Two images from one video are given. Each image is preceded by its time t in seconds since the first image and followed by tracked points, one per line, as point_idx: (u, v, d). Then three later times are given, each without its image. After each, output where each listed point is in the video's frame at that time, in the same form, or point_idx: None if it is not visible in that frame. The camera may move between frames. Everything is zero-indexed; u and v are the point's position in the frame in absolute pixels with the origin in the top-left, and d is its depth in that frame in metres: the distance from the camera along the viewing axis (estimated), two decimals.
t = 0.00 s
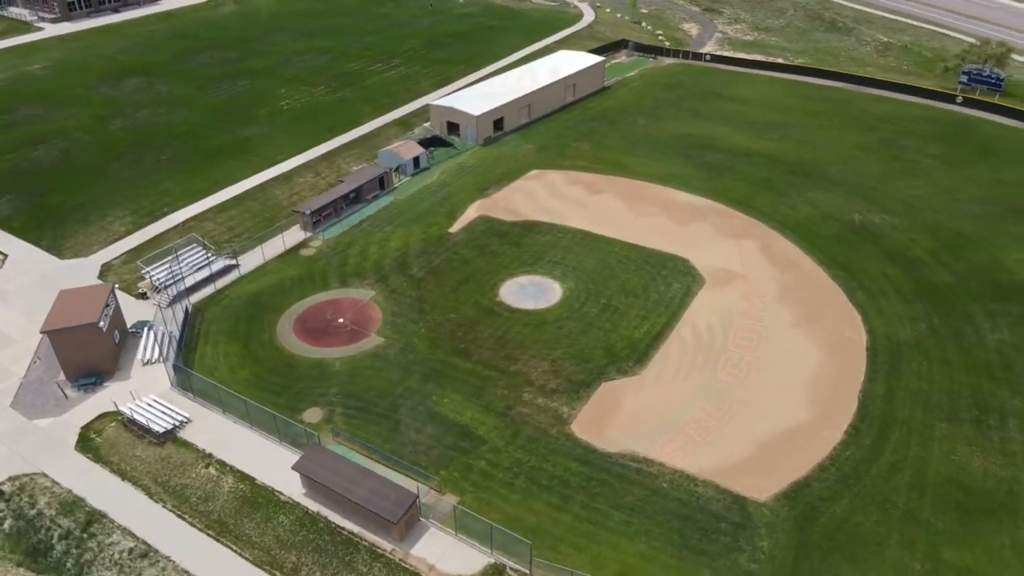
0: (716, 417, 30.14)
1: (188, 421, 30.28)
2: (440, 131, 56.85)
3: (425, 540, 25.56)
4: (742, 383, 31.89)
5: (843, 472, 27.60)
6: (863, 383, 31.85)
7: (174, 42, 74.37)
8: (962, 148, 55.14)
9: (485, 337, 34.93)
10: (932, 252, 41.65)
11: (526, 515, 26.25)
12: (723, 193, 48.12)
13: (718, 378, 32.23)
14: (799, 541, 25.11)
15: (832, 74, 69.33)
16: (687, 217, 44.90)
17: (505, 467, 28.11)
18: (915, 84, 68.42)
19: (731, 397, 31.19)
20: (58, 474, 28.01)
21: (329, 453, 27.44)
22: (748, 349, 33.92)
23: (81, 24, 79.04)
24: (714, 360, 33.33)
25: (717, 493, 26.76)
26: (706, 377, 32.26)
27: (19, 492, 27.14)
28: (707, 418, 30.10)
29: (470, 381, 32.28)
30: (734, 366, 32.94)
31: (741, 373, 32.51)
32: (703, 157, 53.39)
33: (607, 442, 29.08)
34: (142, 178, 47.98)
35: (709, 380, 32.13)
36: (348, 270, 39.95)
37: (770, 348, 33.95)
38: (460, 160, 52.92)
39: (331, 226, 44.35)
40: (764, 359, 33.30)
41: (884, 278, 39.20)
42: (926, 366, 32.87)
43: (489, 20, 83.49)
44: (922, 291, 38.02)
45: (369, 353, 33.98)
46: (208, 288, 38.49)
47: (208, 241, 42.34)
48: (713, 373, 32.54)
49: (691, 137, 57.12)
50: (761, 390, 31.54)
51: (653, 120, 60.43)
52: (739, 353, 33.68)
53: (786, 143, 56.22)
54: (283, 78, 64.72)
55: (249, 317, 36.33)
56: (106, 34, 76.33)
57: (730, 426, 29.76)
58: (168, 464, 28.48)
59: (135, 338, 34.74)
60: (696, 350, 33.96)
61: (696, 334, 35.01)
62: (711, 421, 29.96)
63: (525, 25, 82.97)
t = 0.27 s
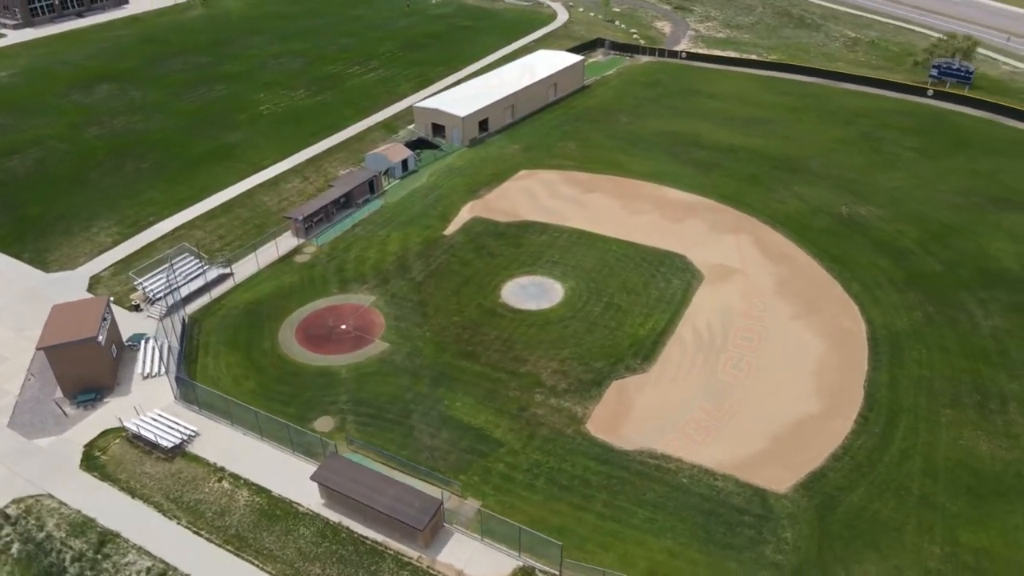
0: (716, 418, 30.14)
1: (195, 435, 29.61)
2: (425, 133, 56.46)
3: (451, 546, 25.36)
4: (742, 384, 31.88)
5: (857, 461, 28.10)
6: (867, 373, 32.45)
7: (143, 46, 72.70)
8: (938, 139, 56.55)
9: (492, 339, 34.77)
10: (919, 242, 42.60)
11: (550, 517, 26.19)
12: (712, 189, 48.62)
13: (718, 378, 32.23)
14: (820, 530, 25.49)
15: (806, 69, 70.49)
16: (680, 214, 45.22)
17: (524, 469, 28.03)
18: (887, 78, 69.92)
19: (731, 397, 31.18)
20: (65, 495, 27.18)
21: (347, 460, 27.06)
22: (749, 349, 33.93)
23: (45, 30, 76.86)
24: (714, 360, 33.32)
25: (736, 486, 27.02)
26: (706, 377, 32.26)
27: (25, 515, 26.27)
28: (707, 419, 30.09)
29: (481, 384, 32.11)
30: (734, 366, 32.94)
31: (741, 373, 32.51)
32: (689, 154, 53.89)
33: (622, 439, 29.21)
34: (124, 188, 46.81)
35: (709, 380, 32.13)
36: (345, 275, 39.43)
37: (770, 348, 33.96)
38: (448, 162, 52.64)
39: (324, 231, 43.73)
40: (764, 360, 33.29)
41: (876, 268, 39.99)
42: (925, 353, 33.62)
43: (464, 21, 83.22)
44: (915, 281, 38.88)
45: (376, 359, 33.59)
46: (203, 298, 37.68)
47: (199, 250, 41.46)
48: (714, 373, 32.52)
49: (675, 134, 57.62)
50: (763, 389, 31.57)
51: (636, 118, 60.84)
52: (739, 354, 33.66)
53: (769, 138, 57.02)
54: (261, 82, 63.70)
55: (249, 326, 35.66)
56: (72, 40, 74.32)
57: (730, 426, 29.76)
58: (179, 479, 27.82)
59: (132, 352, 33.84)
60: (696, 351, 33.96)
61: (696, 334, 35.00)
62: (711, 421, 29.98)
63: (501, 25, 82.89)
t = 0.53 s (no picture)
0: (716, 418, 30.16)
1: (206, 448, 28.97)
2: (411, 135, 56.00)
3: (478, 550, 25.21)
4: (742, 384, 31.88)
5: (869, 449, 28.62)
6: (871, 363, 33.08)
7: (113, 51, 70.92)
8: (914, 132, 57.91)
9: (499, 341, 34.62)
10: (907, 232, 43.54)
11: (575, 517, 26.19)
12: (702, 185, 49.09)
13: (718, 378, 32.22)
14: (841, 519, 25.90)
15: (781, 65, 71.57)
16: (672, 211, 45.53)
17: (544, 470, 27.99)
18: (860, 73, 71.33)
19: (731, 397, 31.17)
20: (75, 515, 26.37)
21: (367, 468, 26.73)
22: (749, 349, 33.92)
23: (8, 36, 74.57)
24: (714, 360, 33.30)
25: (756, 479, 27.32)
26: (706, 377, 32.24)
27: (36, 538, 25.41)
28: (709, 419, 30.08)
29: (493, 387, 31.95)
30: (734, 366, 32.93)
31: (741, 373, 32.50)
32: (675, 151, 54.34)
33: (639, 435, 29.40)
34: (108, 197, 45.63)
35: (709, 380, 32.11)
36: (344, 281, 38.92)
37: (770, 348, 33.96)
38: (436, 163, 52.30)
39: (318, 236, 43.09)
40: (764, 359, 33.29)
41: (869, 260, 40.77)
42: (924, 342, 34.39)
43: (439, 21, 82.80)
44: (907, 271, 39.73)
45: (384, 365, 33.21)
46: (200, 308, 36.88)
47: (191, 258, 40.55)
48: (714, 374, 32.50)
49: (660, 131, 58.04)
50: (763, 388, 31.61)
51: (620, 116, 61.16)
52: (739, 354, 33.61)
53: (751, 134, 57.77)
54: (239, 86, 62.59)
55: (250, 336, 35.00)
56: (37, 45, 72.22)
57: (730, 426, 29.76)
58: (193, 494, 27.19)
59: (131, 365, 32.96)
60: (696, 351, 33.94)
61: (697, 334, 34.97)
62: (711, 421, 29.99)
63: (477, 25, 82.65)
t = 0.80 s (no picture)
0: (716, 418, 30.15)
1: (219, 462, 28.35)
2: (397, 137, 55.50)
3: (507, 553, 25.06)
4: (741, 384, 31.86)
5: (882, 437, 29.17)
6: (874, 352, 33.70)
7: (81, 58, 69.02)
8: (891, 125, 59.19)
9: (507, 343, 34.49)
10: (895, 223, 44.49)
11: (601, 516, 26.22)
12: (692, 182, 49.53)
13: (718, 378, 32.19)
14: (861, 507, 26.36)
15: (757, 61, 72.57)
16: (665, 209, 45.82)
17: (566, 470, 27.96)
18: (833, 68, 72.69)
19: (731, 397, 31.16)
20: (90, 536, 25.60)
21: (389, 476, 26.45)
22: (749, 349, 33.90)
23: None
24: (714, 361, 33.24)
25: (775, 472, 27.64)
26: (705, 377, 32.21)
27: (50, 562, 24.59)
28: (710, 419, 30.07)
29: (505, 389, 31.83)
30: (734, 367, 32.89)
31: (741, 373, 32.46)
32: (662, 148, 54.75)
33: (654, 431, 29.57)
34: (91, 208, 44.40)
35: (709, 380, 32.09)
36: (344, 287, 38.42)
37: (771, 348, 33.94)
38: (425, 166, 51.94)
39: (312, 242, 42.46)
40: (764, 359, 33.29)
41: (862, 251, 41.56)
42: (923, 330, 35.16)
43: (414, 22, 82.24)
44: (899, 261, 40.59)
45: (394, 371, 32.86)
46: (199, 319, 36.08)
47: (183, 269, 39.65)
48: (714, 374, 32.46)
49: (644, 129, 58.41)
50: (764, 387, 31.65)
51: (603, 115, 61.42)
52: (739, 355, 33.56)
53: (734, 130, 58.46)
54: (215, 92, 61.38)
55: (253, 345, 34.34)
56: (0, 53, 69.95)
57: (730, 426, 29.75)
58: (210, 509, 26.59)
59: (132, 380, 32.08)
60: (696, 350, 33.92)
61: (697, 334, 34.93)
62: (712, 421, 29.98)
63: (452, 25, 82.28)
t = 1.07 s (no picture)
0: (715, 417, 30.17)
1: (233, 476, 27.72)
2: (381, 140, 54.91)
3: (536, 555, 24.97)
4: (741, 383, 31.89)
5: (891, 424, 29.76)
6: (875, 342, 34.35)
7: (46, 65, 66.91)
8: (866, 118, 60.46)
9: (515, 344, 34.34)
10: (881, 214, 45.45)
11: (626, 513, 26.28)
12: (680, 178, 49.95)
13: (717, 377, 32.21)
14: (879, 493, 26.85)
15: (731, 57, 73.49)
16: (656, 205, 46.09)
17: (587, 469, 27.96)
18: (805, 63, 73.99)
19: (731, 396, 31.20)
20: (105, 558, 24.80)
21: (410, 482, 26.12)
22: (748, 349, 33.91)
23: None
24: (715, 361, 33.22)
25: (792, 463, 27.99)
26: (706, 377, 32.24)
27: None
28: (710, 419, 30.08)
29: (517, 390, 31.70)
30: (734, 366, 32.89)
31: (741, 373, 32.45)
32: (647, 145, 55.11)
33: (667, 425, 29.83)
34: (73, 220, 43.07)
35: (708, 379, 32.12)
36: (344, 293, 37.87)
37: (771, 348, 33.97)
38: (413, 168, 51.50)
39: (306, 248, 41.78)
40: (763, 359, 33.33)
41: (852, 242, 42.35)
42: (919, 317, 35.97)
43: (387, 24, 81.50)
44: (889, 251, 41.46)
45: (403, 376, 32.48)
46: (196, 330, 35.22)
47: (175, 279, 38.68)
48: (713, 373, 32.47)
49: (627, 127, 58.73)
50: (764, 385, 31.75)
51: (585, 113, 61.61)
52: (739, 355, 33.55)
53: (716, 126, 59.12)
54: (191, 97, 60.02)
55: (256, 355, 33.66)
56: None
57: (731, 426, 29.75)
58: (228, 525, 25.98)
59: (133, 395, 31.16)
60: (697, 350, 33.91)
61: (696, 334, 34.96)
62: (712, 421, 30.00)
63: (425, 26, 81.75)
